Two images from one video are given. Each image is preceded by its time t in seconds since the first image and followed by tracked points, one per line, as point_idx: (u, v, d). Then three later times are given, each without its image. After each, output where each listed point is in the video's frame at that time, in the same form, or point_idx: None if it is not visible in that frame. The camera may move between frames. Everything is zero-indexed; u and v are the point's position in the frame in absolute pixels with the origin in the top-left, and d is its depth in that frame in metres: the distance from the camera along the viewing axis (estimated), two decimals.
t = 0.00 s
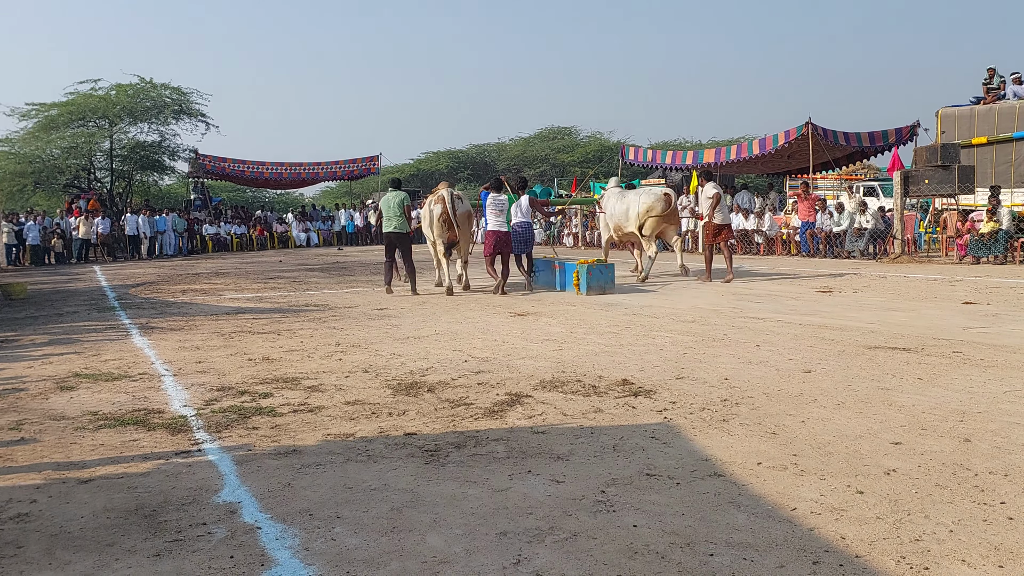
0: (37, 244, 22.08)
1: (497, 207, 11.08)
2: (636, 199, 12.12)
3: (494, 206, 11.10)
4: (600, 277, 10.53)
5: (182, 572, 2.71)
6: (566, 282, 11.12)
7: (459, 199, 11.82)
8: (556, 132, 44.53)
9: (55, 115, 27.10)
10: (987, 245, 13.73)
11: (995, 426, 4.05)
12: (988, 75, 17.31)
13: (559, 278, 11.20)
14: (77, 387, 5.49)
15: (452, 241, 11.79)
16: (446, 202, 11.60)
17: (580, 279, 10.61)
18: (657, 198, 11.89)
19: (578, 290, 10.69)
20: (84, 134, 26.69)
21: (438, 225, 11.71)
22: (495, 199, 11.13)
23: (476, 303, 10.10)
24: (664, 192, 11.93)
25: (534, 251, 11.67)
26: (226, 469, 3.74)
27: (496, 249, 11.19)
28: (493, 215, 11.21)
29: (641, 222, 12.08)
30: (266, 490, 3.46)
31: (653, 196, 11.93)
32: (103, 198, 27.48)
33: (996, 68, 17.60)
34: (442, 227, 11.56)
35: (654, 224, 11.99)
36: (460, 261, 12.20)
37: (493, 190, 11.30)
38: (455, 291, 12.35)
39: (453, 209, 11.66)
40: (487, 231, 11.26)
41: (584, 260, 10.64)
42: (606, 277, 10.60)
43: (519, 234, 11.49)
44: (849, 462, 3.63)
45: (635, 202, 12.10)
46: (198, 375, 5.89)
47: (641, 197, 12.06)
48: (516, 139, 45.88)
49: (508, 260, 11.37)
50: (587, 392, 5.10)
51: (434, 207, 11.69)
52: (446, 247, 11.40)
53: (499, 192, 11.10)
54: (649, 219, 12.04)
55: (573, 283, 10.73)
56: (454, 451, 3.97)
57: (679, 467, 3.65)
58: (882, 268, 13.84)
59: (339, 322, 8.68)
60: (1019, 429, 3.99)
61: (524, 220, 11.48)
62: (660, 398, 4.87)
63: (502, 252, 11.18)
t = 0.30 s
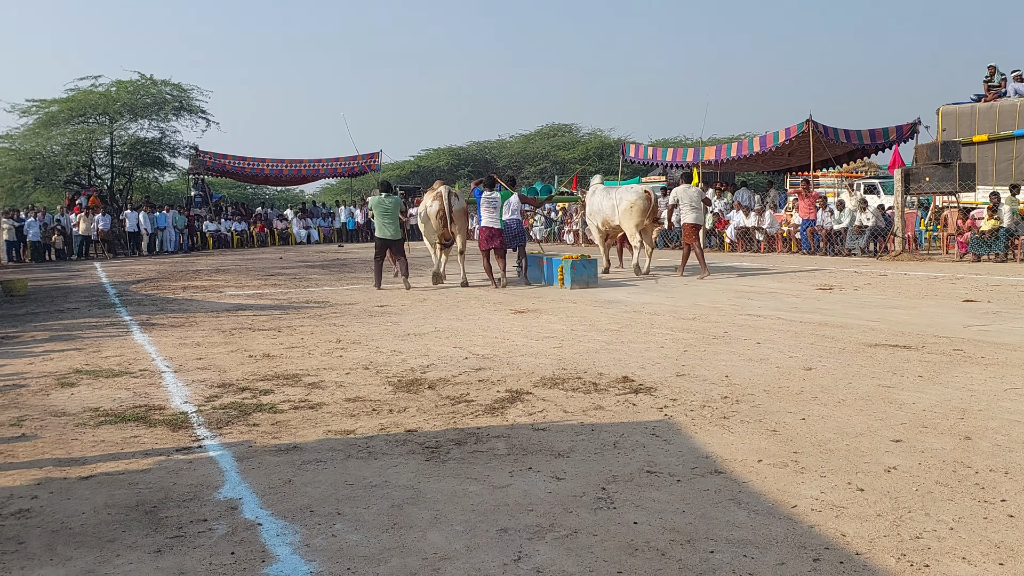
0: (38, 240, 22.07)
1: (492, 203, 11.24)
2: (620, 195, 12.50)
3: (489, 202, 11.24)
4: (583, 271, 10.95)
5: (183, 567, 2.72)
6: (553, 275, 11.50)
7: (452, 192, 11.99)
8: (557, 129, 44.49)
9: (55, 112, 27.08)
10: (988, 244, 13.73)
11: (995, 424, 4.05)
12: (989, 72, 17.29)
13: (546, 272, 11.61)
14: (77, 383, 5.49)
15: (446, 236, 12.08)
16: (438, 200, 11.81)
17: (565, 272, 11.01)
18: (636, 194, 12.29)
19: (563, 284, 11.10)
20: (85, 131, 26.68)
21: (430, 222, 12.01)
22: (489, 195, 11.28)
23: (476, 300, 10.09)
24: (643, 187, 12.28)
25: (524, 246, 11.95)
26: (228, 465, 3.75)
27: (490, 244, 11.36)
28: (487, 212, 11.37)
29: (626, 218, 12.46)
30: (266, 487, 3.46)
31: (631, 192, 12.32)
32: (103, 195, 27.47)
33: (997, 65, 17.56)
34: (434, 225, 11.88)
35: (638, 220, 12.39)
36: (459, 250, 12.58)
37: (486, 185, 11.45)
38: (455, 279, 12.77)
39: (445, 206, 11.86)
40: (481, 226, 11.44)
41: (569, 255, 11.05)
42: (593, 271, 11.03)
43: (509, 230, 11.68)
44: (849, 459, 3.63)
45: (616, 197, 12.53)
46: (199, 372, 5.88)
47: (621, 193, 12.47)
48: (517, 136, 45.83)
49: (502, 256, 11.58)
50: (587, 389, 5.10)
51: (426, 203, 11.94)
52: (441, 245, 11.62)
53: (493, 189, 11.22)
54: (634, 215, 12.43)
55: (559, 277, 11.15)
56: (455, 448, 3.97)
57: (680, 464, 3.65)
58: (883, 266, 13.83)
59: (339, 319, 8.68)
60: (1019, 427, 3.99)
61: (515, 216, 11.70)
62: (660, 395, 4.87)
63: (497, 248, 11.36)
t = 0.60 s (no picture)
0: (38, 236, 22.07)
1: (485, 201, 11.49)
2: (602, 192, 13.08)
3: (483, 199, 11.51)
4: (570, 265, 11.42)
5: (184, 563, 2.72)
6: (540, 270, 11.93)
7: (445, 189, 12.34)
8: (557, 126, 44.47)
9: (56, 107, 27.07)
10: (988, 242, 13.71)
11: (995, 421, 4.05)
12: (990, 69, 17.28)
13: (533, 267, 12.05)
14: (78, 379, 5.49)
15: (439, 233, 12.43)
16: (427, 198, 12.21)
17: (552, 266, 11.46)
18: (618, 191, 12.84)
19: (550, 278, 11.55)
20: (85, 127, 26.68)
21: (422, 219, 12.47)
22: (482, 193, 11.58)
23: (476, 297, 10.09)
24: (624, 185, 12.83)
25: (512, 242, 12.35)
26: (228, 461, 3.75)
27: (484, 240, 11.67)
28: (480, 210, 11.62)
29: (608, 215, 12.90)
30: (267, 483, 3.46)
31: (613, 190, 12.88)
32: (103, 191, 27.46)
33: (998, 62, 17.53)
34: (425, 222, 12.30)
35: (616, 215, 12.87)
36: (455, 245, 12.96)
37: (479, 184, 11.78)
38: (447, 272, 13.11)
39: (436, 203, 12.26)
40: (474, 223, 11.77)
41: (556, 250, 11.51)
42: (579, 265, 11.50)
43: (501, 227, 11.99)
44: (849, 456, 3.63)
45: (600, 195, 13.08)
46: (200, 368, 5.89)
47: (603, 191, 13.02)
48: (517, 133, 45.80)
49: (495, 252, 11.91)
50: (587, 385, 5.11)
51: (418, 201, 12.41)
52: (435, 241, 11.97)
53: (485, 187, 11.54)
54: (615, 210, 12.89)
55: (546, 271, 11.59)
56: (455, 444, 3.98)
57: (680, 461, 3.65)
58: (884, 263, 13.82)
59: (339, 315, 8.69)
60: (1019, 424, 3.99)
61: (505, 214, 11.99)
62: (660, 392, 4.87)
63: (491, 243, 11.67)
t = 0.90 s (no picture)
0: (38, 233, 22.07)
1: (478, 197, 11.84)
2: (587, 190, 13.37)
3: (476, 196, 11.82)
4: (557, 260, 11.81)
5: (183, 559, 2.72)
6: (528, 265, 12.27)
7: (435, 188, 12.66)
8: (557, 123, 44.45)
9: (55, 104, 27.08)
10: (988, 239, 13.70)
11: (995, 418, 4.06)
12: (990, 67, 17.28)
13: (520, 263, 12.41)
14: (78, 376, 5.50)
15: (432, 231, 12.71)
16: (421, 197, 12.50)
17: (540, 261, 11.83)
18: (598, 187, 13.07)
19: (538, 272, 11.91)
20: (85, 124, 26.66)
21: (416, 218, 12.63)
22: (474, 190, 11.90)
23: (476, 294, 10.09)
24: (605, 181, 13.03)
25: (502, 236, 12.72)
26: (228, 458, 3.75)
27: (476, 234, 11.97)
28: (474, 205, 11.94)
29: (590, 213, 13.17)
30: (267, 479, 3.47)
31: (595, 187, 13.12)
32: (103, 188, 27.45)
33: (999, 60, 17.51)
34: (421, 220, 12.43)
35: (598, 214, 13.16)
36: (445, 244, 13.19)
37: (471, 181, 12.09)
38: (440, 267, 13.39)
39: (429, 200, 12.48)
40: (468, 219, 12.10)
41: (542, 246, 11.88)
42: (566, 259, 11.92)
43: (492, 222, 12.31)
44: (848, 454, 3.63)
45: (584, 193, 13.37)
46: (200, 364, 5.89)
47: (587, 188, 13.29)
48: (517, 130, 45.77)
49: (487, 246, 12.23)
50: (587, 382, 5.11)
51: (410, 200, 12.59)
52: (431, 239, 12.28)
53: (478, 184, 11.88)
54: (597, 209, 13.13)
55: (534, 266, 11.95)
56: (455, 441, 3.97)
57: (679, 458, 3.65)
58: (884, 260, 13.82)
59: (339, 312, 8.69)
60: (1018, 422, 3.99)
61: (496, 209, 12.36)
62: (660, 389, 4.87)
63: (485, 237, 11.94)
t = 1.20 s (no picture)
0: (38, 230, 22.07)
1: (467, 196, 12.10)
2: (574, 189, 13.95)
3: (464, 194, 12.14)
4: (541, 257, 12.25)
5: (183, 557, 2.73)
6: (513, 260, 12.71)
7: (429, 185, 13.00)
8: (558, 121, 44.43)
9: (55, 102, 27.06)
10: (989, 237, 13.67)
11: (995, 416, 4.06)
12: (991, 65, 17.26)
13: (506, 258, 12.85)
14: (79, 373, 5.51)
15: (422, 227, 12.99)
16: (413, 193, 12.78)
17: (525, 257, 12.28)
18: (584, 187, 13.67)
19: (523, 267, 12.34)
20: (85, 121, 26.65)
21: (406, 214, 12.92)
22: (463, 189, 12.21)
23: (477, 292, 10.09)
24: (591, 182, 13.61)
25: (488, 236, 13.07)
26: (228, 456, 3.75)
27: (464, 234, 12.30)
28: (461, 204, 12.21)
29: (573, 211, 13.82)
30: (266, 477, 3.47)
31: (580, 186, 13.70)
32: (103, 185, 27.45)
33: (999, 59, 17.52)
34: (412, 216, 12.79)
35: (583, 212, 13.75)
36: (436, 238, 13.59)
37: (459, 181, 12.46)
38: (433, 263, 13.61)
39: (421, 197, 12.83)
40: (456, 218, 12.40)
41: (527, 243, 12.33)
42: (550, 254, 12.41)
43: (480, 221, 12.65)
44: (847, 452, 3.63)
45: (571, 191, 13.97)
46: (199, 362, 5.90)
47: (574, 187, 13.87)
48: (518, 128, 45.75)
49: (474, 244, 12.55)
50: (587, 380, 5.11)
51: (403, 195, 12.95)
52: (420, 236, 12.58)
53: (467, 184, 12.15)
54: (578, 209, 13.80)
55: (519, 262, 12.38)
56: (454, 439, 3.97)
57: (679, 456, 3.65)
58: (885, 258, 13.80)
59: (339, 309, 8.69)
60: (1018, 419, 4.00)
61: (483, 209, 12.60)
62: (660, 387, 4.87)
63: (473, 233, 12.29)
